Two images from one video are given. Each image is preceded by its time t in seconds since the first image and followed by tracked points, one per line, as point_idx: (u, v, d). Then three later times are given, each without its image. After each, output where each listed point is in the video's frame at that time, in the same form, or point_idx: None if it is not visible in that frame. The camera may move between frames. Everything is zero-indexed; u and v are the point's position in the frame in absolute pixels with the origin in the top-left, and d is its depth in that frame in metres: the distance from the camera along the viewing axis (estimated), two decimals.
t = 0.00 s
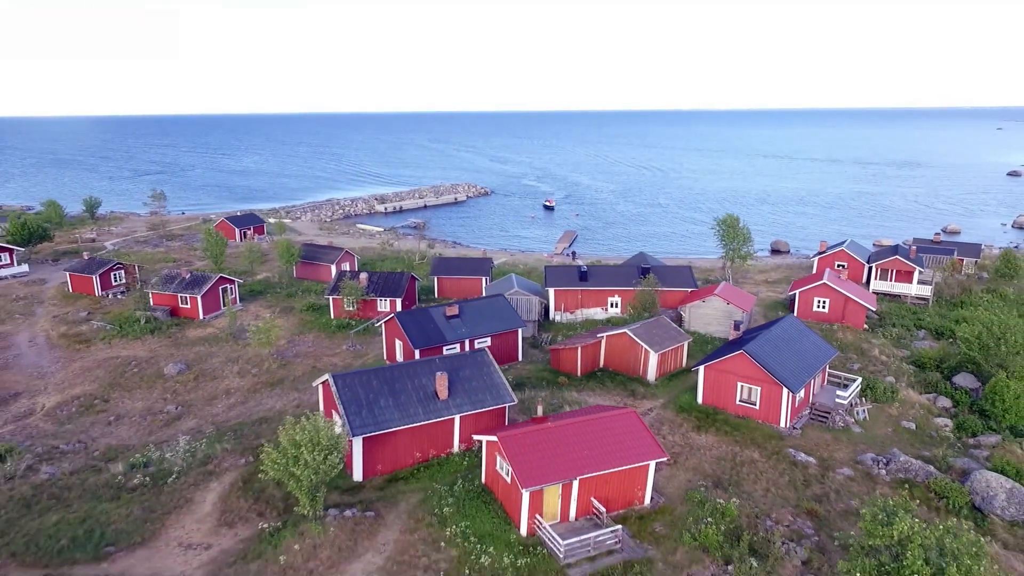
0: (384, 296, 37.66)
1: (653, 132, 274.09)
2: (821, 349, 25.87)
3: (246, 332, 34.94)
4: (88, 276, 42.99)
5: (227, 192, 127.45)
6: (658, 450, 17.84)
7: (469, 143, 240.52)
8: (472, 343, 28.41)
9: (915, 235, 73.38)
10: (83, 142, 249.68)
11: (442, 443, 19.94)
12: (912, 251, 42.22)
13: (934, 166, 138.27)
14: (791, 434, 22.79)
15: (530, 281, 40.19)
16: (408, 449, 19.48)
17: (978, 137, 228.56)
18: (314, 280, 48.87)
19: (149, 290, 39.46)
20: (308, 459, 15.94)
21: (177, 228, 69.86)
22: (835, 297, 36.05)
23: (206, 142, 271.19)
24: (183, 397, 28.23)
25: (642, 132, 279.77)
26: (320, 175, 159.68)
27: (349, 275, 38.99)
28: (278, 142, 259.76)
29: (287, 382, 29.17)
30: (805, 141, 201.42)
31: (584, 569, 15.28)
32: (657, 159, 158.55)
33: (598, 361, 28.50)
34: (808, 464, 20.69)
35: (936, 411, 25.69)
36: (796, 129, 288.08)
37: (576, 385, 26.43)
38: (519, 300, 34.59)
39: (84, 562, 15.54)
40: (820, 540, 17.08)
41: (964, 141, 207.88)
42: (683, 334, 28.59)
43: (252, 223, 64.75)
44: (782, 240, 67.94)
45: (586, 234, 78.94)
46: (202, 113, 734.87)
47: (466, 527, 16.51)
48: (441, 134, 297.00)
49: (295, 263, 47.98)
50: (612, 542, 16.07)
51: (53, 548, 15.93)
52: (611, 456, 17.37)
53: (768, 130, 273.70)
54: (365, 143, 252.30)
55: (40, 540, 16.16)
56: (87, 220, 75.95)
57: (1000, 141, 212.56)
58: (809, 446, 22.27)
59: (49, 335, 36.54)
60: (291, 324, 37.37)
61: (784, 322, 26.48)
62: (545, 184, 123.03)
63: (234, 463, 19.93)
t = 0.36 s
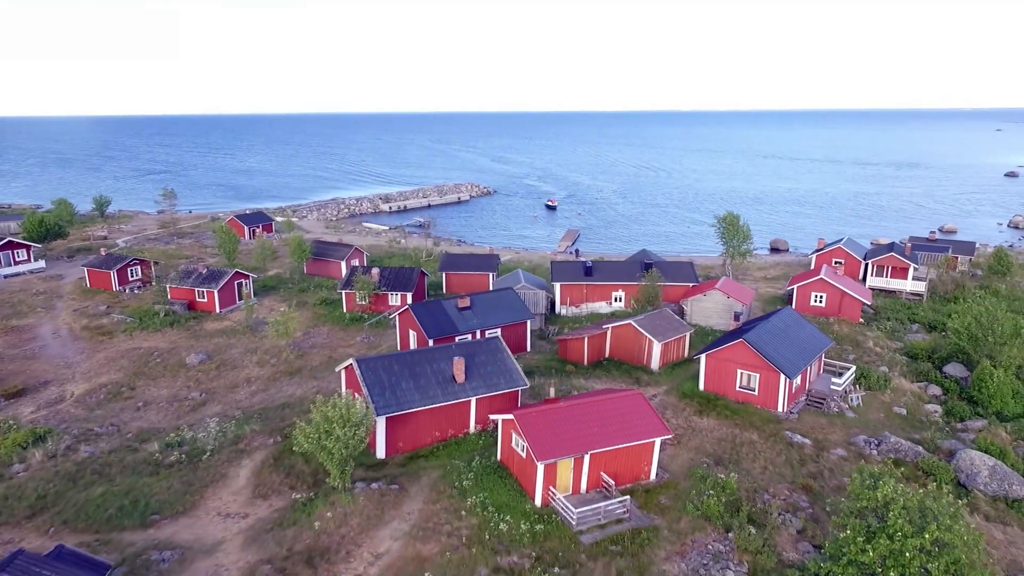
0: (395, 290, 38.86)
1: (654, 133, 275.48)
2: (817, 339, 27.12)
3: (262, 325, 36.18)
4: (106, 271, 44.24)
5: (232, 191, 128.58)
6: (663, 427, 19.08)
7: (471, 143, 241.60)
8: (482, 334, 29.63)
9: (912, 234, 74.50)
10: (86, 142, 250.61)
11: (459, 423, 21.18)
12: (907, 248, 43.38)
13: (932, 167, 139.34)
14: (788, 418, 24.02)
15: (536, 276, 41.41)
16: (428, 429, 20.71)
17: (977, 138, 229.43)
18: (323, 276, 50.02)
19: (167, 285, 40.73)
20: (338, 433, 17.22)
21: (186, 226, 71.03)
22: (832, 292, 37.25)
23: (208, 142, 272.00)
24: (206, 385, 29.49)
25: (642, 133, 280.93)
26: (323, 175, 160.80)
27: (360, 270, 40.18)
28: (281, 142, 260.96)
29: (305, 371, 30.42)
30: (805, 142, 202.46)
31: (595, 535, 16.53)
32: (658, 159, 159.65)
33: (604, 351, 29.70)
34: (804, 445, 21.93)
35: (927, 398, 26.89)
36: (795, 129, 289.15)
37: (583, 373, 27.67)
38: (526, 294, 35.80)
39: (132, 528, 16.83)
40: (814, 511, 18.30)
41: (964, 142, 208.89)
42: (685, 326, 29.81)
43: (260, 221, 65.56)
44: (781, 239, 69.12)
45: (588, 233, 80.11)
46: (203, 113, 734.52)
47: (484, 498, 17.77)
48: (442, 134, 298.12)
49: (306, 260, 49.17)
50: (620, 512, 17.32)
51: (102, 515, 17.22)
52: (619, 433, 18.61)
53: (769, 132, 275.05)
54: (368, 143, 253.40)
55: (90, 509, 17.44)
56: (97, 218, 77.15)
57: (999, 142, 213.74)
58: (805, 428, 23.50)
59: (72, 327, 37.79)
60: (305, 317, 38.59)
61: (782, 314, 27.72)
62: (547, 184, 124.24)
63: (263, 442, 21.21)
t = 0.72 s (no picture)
0: (406, 285, 40.12)
1: (653, 133, 276.81)
2: (813, 330, 28.38)
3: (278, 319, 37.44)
4: (123, 267, 45.48)
5: (237, 190, 129.65)
6: (667, 408, 20.34)
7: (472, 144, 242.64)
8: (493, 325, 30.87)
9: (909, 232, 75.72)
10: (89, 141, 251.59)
11: (474, 405, 22.42)
12: (902, 245, 44.63)
13: (930, 168, 140.67)
14: (785, 404, 25.26)
15: (541, 272, 42.66)
16: (445, 410, 21.94)
17: (975, 140, 230.90)
18: (334, 272, 51.18)
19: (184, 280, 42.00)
20: (365, 415, 18.54)
21: (195, 224, 72.23)
22: (828, 287, 38.50)
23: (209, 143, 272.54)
24: (227, 374, 30.73)
25: (642, 133, 282.11)
26: (326, 175, 161.93)
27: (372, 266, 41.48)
28: (282, 142, 261.68)
29: (322, 360, 31.69)
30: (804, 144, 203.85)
31: (604, 505, 17.80)
32: (658, 160, 160.90)
33: (609, 342, 30.95)
34: (800, 427, 23.18)
35: (917, 386, 28.14)
36: (794, 131, 290.09)
37: (589, 362, 28.95)
38: (533, 289, 37.08)
39: (173, 498, 18.09)
40: (809, 486, 19.55)
41: (961, 144, 210.31)
42: (687, 318, 31.07)
43: (266, 219, 66.07)
44: (780, 238, 70.37)
45: (590, 232, 81.36)
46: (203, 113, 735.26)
47: (501, 472, 19.03)
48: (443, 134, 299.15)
49: (317, 256, 50.37)
50: (627, 485, 18.57)
51: (145, 488, 18.47)
52: (626, 412, 19.85)
53: (769, 133, 276.90)
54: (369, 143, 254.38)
55: (132, 482, 18.69)
56: (107, 216, 78.25)
57: (998, 144, 215.23)
58: (801, 413, 24.77)
59: (93, 321, 39.05)
60: (318, 310, 39.86)
61: (779, 307, 29.02)
62: (549, 184, 125.42)
63: (289, 424, 22.47)
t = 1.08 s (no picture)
0: (416, 280, 41.40)
1: (653, 134, 278.20)
2: (810, 322, 29.67)
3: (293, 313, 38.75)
4: (140, 263, 46.83)
5: (242, 190, 130.97)
6: (671, 392, 21.63)
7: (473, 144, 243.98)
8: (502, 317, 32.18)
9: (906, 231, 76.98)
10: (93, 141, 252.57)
11: (489, 390, 23.71)
12: (898, 243, 45.90)
13: (929, 168, 141.97)
14: (782, 391, 26.54)
15: (547, 268, 43.98)
16: (461, 394, 23.23)
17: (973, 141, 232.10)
18: (344, 269, 52.42)
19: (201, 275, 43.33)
20: (389, 400, 19.95)
21: (205, 222, 73.53)
22: (826, 283, 39.80)
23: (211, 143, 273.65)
24: (248, 363, 32.01)
25: (641, 134, 283.49)
26: (330, 175, 163.19)
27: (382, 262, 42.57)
28: (285, 142, 262.85)
29: (338, 351, 33.01)
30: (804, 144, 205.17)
31: (613, 480, 19.09)
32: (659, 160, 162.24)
33: (614, 334, 32.26)
34: (796, 412, 24.45)
35: (909, 375, 29.44)
36: (794, 131, 291.42)
37: (595, 352, 30.25)
38: (540, 284, 38.38)
39: (210, 473, 19.37)
40: (804, 465, 20.85)
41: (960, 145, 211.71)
42: (689, 310, 32.38)
43: (277, 218, 67.38)
44: (780, 236, 71.65)
45: (593, 231, 82.65)
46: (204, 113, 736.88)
47: (516, 451, 20.34)
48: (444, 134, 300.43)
49: (328, 253, 51.68)
50: (634, 462, 19.85)
51: (183, 463, 19.79)
52: (633, 395, 21.14)
53: (771, 134, 278.33)
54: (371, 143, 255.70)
55: (171, 458, 20.00)
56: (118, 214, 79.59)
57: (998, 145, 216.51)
58: (798, 399, 26.06)
59: (114, 314, 40.38)
60: (332, 304, 41.19)
61: (778, 299, 30.30)
62: (551, 184, 126.73)
63: (313, 407, 23.80)
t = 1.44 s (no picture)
0: (426, 275, 42.71)
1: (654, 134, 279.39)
2: (806, 314, 30.94)
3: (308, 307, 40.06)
4: (157, 259, 48.14)
5: (248, 189, 132.15)
6: (675, 376, 22.91)
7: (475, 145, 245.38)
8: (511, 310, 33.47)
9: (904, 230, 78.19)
10: (97, 141, 253.77)
11: (501, 376, 25.03)
12: (894, 240, 47.15)
13: (927, 169, 143.22)
14: (780, 379, 27.81)
15: (553, 264, 45.25)
16: (476, 380, 24.54)
17: (972, 141, 233.02)
18: (353, 265, 53.69)
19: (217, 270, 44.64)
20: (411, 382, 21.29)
21: (214, 221, 74.80)
22: (823, 278, 41.10)
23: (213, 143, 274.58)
24: (267, 354, 33.31)
25: (642, 134, 284.63)
26: (333, 175, 164.47)
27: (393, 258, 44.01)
28: (287, 142, 263.94)
29: (353, 342, 34.32)
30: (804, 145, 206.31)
31: (620, 458, 20.40)
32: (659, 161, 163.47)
33: (619, 326, 33.56)
34: (793, 398, 25.75)
35: (902, 365, 30.73)
36: (793, 131, 292.38)
37: (601, 344, 31.58)
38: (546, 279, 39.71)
39: (243, 450, 20.69)
40: (801, 445, 22.15)
41: (959, 145, 212.94)
42: (691, 304, 33.64)
43: (286, 216, 68.74)
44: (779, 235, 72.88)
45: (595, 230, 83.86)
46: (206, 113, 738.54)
47: (529, 431, 21.64)
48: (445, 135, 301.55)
49: (338, 250, 52.98)
50: (640, 441, 21.12)
51: (217, 442, 21.10)
52: (639, 379, 22.44)
53: (770, 134, 278.63)
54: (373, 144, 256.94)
55: (206, 437, 21.32)
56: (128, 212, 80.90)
57: (999, 146, 217.65)
58: (795, 386, 27.35)
59: (134, 307, 41.70)
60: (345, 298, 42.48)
61: (776, 293, 31.58)
62: (553, 184, 127.98)
63: (335, 392, 25.10)
